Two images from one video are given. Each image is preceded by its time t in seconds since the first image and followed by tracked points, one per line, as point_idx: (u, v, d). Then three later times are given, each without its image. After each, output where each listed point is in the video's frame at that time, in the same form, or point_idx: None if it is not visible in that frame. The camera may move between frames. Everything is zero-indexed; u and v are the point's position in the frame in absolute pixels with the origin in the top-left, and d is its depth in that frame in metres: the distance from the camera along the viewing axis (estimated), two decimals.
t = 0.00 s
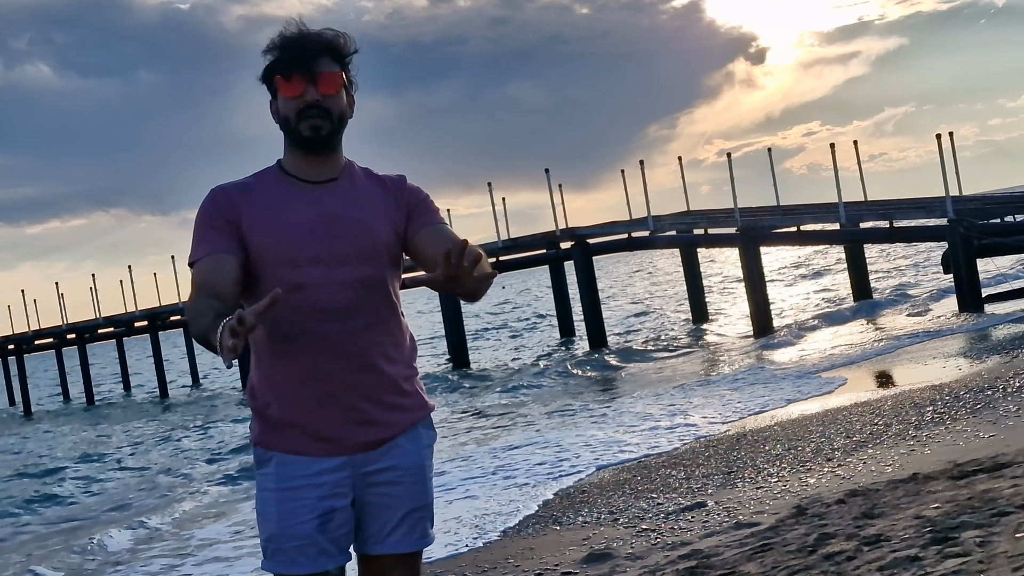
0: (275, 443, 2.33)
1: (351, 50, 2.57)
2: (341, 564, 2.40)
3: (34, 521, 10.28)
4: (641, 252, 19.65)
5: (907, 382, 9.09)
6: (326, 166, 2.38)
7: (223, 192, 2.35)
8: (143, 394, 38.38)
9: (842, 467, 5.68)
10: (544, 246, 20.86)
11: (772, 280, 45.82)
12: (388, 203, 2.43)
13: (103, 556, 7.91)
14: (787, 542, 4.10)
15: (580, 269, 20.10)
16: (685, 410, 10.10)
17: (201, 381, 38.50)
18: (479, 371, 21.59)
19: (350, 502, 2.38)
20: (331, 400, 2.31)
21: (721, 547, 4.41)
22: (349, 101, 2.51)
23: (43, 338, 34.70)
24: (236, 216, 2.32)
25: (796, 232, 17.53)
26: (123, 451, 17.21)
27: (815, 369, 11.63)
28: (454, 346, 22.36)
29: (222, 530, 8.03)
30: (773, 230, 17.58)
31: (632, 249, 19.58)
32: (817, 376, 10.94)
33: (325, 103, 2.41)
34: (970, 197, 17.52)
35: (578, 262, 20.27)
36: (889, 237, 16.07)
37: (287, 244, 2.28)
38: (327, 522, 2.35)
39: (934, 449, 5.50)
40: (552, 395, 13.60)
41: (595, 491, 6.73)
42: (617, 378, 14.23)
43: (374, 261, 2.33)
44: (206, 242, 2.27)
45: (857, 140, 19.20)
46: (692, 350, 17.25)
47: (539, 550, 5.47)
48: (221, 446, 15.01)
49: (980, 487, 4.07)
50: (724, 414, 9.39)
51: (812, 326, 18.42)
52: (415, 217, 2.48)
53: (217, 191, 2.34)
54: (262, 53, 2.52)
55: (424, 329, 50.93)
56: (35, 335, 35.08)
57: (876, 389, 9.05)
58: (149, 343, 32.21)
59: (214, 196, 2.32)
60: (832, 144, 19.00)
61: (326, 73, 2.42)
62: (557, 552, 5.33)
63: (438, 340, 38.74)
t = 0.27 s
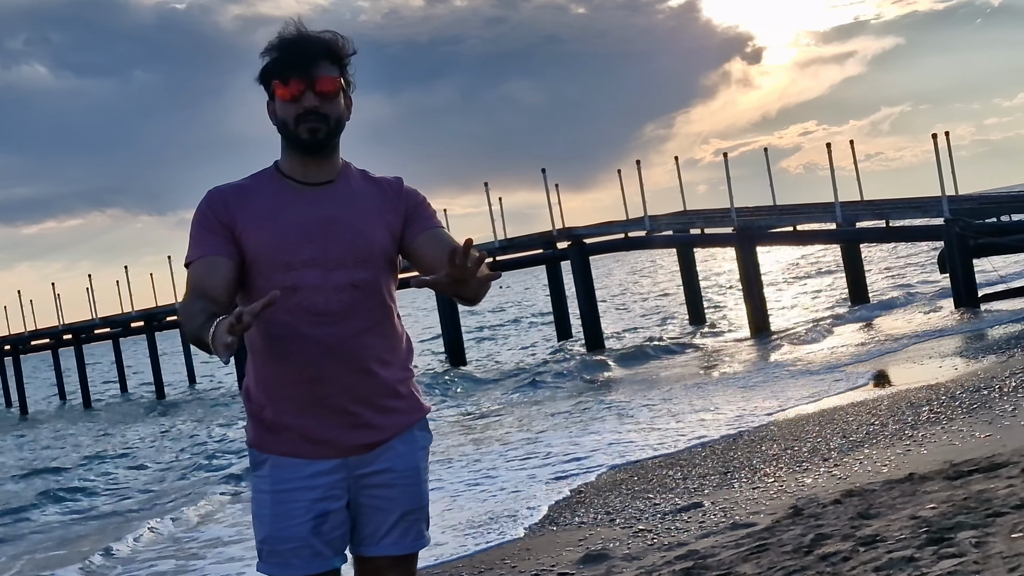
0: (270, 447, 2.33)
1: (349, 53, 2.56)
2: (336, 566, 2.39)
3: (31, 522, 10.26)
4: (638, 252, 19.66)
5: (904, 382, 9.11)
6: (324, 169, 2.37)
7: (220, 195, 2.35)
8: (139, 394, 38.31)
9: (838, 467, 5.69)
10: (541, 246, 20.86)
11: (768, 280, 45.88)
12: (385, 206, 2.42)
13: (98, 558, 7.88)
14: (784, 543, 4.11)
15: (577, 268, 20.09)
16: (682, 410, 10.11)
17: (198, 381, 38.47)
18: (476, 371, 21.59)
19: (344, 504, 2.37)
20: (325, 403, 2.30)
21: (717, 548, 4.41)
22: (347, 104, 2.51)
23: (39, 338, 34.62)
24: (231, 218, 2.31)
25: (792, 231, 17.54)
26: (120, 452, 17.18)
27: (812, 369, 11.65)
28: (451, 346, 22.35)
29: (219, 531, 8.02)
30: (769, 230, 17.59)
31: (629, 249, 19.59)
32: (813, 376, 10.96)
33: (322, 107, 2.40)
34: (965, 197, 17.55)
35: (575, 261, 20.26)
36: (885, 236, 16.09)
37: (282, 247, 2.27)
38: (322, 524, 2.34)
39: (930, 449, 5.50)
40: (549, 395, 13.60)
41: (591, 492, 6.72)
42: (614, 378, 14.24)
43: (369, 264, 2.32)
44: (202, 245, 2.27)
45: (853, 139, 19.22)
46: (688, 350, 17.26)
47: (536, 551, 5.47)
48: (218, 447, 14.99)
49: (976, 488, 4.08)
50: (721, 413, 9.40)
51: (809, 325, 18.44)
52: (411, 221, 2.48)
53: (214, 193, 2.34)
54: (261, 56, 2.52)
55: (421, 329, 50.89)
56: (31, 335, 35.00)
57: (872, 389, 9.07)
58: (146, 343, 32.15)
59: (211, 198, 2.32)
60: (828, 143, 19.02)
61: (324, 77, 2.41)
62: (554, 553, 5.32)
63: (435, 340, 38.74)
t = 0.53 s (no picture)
0: (264, 448, 2.32)
1: (346, 55, 2.55)
2: (332, 567, 2.39)
3: (28, 523, 10.25)
4: (635, 251, 19.66)
5: (900, 381, 9.11)
6: (322, 171, 2.37)
7: (217, 196, 2.34)
8: (136, 395, 38.25)
9: (836, 466, 5.69)
10: (538, 246, 20.84)
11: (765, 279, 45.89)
12: (382, 208, 2.42)
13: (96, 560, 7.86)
14: (780, 542, 4.11)
15: (574, 268, 20.08)
16: (680, 409, 10.11)
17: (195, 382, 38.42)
18: (474, 371, 21.58)
19: (340, 505, 2.37)
20: (321, 403, 2.30)
21: (714, 548, 4.41)
22: (344, 107, 2.50)
23: (36, 338, 34.56)
24: (228, 220, 2.31)
25: (789, 230, 17.54)
26: (117, 453, 17.16)
27: (809, 368, 11.64)
28: (448, 346, 22.34)
29: (216, 533, 8.02)
30: (766, 229, 17.58)
31: (626, 249, 19.58)
32: (810, 376, 10.98)
33: (320, 110, 2.39)
34: (962, 196, 17.57)
35: (572, 261, 20.25)
36: (881, 235, 16.10)
37: (279, 248, 2.27)
38: (318, 526, 2.34)
39: (927, 448, 5.51)
40: (546, 395, 13.59)
41: (589, 492, 6.72)
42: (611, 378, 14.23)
43: (365, 266, 2.32)
44: (199, 246, 2.27)
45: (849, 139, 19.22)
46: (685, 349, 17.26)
47: (533, 551, 5.46)
48: (215, 448, 14.98)
49: (973, 487, 4.08)
50: (718, 413, 9.40)
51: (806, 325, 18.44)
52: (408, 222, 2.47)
53: (211, 194, 2.33)
54: (257, 58, 2.51)
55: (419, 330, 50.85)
56: (28, 336, 34.93)
57: (869, 389, 9.07)
58: (142, 343, 32.09)
59: (209, 199, 2.31)
60: (825, 143, 19.01)
61: (321, 80, 2.40)
62: (551, 553, 5.32)
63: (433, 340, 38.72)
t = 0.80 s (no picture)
0: (261, 450, 2.31)
1: (341, 53, 2.54)
2: (329, 567, 2.38)
3: (25, 524, 10.22)
4: (632, 251, 19.65)
5: (897, 381, 9.11)
6: (317, 172, 2.36)
7: (213, 196, 2.33)
8: (133, 395, 38.20)
9: (833, 466, 5.69)
10: (535, 246, 20.83)
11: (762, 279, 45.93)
12: (379, 209, 2.41)
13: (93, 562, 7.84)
14: (778, 542, 4.10)
15: (571, 268, 20.07)
16: (677, 409, 10.11)
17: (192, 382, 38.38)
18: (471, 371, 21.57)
19: (337, 506, 2.36)
20: (318, 404, 2.29)
21: (712, 548, 4.41)
22: (340, 106, 2.49)
23: (33, 339, 34.50)
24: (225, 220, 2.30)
25: (786, 230, 17.54)
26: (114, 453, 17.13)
27: (805, 368, 11.64)
28: (446, 346, 22.33)
29: (213, 533, 8.00)
30: (763, 229, 17.57)
31: (623, 248, 19.58)
32: (808, 375, 10.97)
33: (316, 109, 2.38)
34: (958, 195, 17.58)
35: (569, 261, 20.25)
36: (878, 235, 16.11)
37: (276, 249, 2.27)
38: (315, 526, 2.33)
39: (924, 448, 5.50)
40: (543, 396, 13.58)
41: (587, 492, 6.72)
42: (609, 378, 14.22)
43: (361, 267, 2.31)
44: (196, 246, 2.26)
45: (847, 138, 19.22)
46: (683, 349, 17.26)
47: (531, 551, 5.46)
48: (212, 448, 14.96)
49: (971, 487, 4.07)
50: (715, 413, 9.40)
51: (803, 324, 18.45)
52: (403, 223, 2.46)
53: (207, 194, 2.32)
54: (252, 57, 2.50)
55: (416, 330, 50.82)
56: (25, 336, 34.88)
57: (866, 388, 9.08)
58: (139, 344, 32.05)
59: (204, 200, 2.30)
60: (822, 143, 19.02)
61: (316, 78, 2.39)
62: (549, 553, 5.32)
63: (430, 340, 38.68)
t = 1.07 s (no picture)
0: (260, 447, 2.31)
1: (341, 54, 2.54)
2: (329, 567, 2.38)
3: (24, 523, 10.21)
4: (631, 251, 19.64)
5: (897, 381, 9.11)
6: (316, 170, 2.36)
7: (213, 195, 2.33)
8: (133, 396, 38.19)
9: (833, 465, 5.69)
10: (534, 246, 20.83)
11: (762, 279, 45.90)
12: (378, 209, 2.41)
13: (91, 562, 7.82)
14: (778, 542, 4.10)
15: (570, 268, 20.07)
16: (677, 409, 10.10)
17: (192, 382, 38.35)
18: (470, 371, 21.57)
19: (336, 505, 2.36)
20: (317, 402, 2.29)
21: (711, 547, 4.41)
22: (339, 106, 2.48)
23: (32, 339, 34.48)
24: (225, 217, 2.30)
25: (785, 230, 17.55)
26: (113, 453, 17.11)
27: (806, 368, 11.62)
28: (444, 346, 22.32)
29: (214, 532, 7.98)
30: (762, 228, 17.57)
31: (622, 248, 19.58)
32: (807, 375, 10.98)
33: (315, 107, 2.38)
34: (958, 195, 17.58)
35: (568, 261, 20.25)
36: (877, 235, 16.11)
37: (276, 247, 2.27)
38: (314, 525, 2.33)
39: (924, 447, 5.50)
40: (543, 395, 13.57)
41: (586, 491, 6.71)
42: (609, 377, 14.21)
43: (361, 264, 2.31)
44: (197, 241, 2.26)
45: (846, 138, 19.21)
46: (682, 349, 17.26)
47: (530, 551, 5.46)
48: (211, 448, 14.95)
49: (971, 486, 4.08)
50: (715, 412, 9.39)
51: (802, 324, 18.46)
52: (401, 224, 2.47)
53: (207, 193, 2.32)
54: (253, 56, 2.50)
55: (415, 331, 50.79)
56: (24, 336, 34.86)
57: (866, 388, 9.07)
58: (139, 344, 32.03)
59: (204, 198, 2.30)
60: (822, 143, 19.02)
61: (315, 78, 2.39)
62: (549, 553, 5.31)
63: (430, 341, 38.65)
